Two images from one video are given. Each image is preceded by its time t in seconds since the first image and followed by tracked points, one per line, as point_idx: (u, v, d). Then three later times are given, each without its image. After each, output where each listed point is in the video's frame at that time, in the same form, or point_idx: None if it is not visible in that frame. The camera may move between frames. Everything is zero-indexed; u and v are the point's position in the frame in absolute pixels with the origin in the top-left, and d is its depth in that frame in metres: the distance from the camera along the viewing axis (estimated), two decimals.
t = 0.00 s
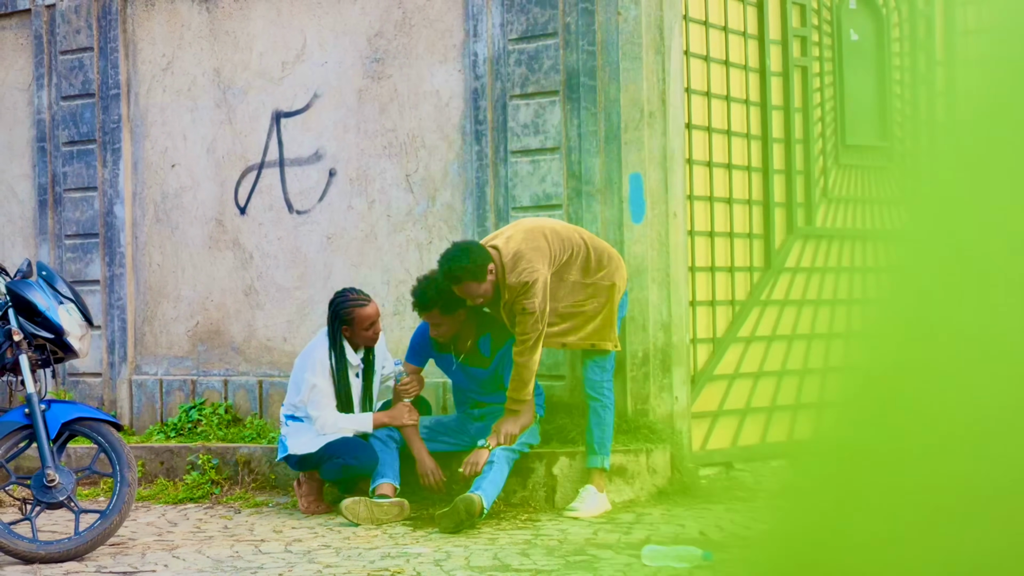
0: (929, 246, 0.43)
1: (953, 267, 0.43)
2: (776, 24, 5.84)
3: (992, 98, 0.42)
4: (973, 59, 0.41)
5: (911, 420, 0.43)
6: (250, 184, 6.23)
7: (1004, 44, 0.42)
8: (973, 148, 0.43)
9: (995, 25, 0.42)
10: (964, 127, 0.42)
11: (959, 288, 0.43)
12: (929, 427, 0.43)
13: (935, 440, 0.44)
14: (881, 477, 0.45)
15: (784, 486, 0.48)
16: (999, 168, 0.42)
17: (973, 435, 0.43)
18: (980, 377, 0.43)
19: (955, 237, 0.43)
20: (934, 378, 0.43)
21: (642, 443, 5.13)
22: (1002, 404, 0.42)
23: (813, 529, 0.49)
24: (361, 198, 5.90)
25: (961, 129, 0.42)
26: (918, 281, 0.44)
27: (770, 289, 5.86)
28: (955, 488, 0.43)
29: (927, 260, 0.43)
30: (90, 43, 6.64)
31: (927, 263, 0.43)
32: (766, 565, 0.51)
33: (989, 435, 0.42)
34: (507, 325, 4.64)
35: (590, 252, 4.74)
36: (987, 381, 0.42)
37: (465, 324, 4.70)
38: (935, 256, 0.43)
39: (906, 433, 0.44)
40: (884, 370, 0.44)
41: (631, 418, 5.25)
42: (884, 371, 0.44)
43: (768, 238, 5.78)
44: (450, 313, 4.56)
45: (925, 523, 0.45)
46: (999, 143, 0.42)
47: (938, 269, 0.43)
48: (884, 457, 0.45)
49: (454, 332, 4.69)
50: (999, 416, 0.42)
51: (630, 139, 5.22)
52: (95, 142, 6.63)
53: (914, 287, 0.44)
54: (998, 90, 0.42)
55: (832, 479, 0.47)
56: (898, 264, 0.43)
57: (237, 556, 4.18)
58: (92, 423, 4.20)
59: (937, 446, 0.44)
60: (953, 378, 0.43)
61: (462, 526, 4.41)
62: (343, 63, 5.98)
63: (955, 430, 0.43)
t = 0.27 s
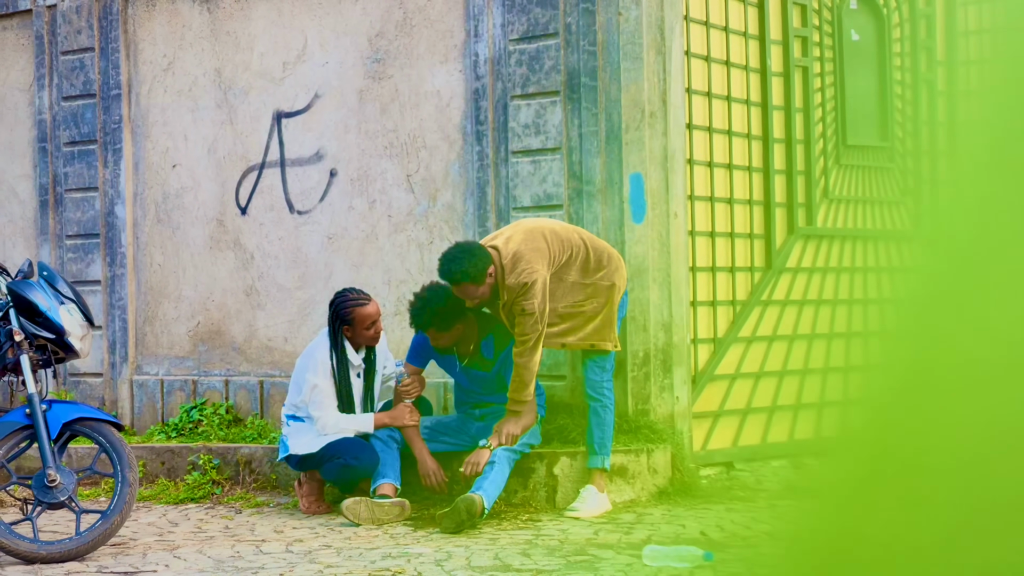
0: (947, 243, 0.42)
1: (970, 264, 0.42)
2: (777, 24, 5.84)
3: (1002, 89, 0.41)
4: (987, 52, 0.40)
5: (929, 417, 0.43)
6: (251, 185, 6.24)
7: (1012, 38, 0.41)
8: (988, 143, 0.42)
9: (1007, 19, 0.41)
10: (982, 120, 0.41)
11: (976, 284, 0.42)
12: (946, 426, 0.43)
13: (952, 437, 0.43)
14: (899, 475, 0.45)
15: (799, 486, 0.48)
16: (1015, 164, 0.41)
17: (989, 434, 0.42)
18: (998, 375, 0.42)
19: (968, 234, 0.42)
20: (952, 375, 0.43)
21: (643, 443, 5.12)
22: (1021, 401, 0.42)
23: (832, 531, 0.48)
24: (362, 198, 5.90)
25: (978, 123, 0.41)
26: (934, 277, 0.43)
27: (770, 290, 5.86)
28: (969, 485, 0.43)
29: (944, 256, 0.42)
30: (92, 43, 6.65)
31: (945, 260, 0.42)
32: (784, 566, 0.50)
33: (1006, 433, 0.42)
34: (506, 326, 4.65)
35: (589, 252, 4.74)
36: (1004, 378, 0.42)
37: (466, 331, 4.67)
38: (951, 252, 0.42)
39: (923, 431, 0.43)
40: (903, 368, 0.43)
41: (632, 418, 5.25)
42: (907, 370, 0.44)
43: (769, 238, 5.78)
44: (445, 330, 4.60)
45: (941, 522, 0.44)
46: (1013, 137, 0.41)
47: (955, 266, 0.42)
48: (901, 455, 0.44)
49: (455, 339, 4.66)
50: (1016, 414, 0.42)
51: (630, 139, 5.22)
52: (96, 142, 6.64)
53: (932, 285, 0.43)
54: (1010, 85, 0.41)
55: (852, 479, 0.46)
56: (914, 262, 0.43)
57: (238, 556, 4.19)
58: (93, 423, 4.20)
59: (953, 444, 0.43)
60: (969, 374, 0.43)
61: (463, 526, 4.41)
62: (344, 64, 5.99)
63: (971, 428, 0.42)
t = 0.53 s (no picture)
0: (948, 248, 0.42)
1: (970, 271, 0.42)
2: (778, 24, 5.84)
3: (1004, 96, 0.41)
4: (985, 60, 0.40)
5: (926, 426, 0.43)
6: (252, 185, 6.24)
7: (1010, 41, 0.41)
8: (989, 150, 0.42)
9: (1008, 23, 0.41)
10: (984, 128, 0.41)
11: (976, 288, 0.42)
12: (948, 430, 0.43)
13: (948, 443, 0.43)
14: (899, 479, 0.45)
15: (802, 488, 0.48)
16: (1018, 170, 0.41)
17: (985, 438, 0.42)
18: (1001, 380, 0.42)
19: (969, 239, 0.42)
20: (950, 383, 0.43)
21: (643, 442, 5.12)
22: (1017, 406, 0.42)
23: (836, 532, 0.48)
24: (362, 198, 5.89)
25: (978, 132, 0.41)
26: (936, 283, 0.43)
27: (771, 289, 5.86)
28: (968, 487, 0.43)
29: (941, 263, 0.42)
30: (92, 43, 6.65)
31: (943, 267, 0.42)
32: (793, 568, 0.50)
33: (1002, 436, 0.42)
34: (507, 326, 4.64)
35: (589, 252, 4.74)
36: (1004, 383, 0.42)
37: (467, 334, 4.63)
38: (953, 257, 0.42)
39: (922, 438, 0.43)
40: (909, 376, 0.43)
41: (633, 418, 5.25)
42: (908, 375, 0.43)
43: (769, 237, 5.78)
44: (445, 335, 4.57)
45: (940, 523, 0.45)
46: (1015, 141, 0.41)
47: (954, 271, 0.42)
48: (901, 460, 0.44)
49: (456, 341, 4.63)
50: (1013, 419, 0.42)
51: (631, 139, 5.22)
52: (97, 142, 6.63)
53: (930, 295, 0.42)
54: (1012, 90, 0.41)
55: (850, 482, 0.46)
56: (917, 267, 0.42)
57: (239, 556, 4.19)
58: (94, 423, 4.20)
59: (950, 449, 0.43)
60: (968, 382, 0.42)
61: (464, 526, 4.41)
62: (344, 64, 5.99)
63: (971, 433, 0.43)
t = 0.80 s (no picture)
0: (951, 253, 0.42)
1: (972, 276, 0.42)
2: (777, 23, 5.84)
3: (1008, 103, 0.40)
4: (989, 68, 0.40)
5: (925, 432, 0.43)
6: (252, 184, 6.24)
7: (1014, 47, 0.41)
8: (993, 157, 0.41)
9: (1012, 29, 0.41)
10: (988, 132, 0.41)
11: (978, 294, 0.42)
12: (947, 432, 0.43)
13: (946, 448, 0.43)
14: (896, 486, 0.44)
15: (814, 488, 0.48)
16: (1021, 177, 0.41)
17: (985, 443, 0.42)
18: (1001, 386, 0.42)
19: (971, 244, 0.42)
20: (950, 387, 0.43)
21: (643, 442, 5.12)
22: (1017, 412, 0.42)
23: (835, 537, 0.48)
24: (362, 198, 5.90)
25: (982, 139, 0.41)
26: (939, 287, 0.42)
27: (771, 289, 5.86)
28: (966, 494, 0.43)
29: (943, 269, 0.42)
30: (92, 43, 6.64)
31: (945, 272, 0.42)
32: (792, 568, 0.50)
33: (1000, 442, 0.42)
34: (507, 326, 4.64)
35: (589, 252, 4.74)
36: (1008, 388, 0.42)
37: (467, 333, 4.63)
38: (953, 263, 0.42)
39: (921, 443, 0.43)
40: (912, 379, 0.43)
41: (633, 417, 5.25)
42: (908, 380, 0.43)
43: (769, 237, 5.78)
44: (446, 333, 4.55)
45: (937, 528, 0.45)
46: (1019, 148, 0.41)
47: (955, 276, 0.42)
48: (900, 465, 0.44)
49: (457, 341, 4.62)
50: (1012, 425, 0.42)
51: (631, 139, 5.22)
52: (96, 142, 6.63)
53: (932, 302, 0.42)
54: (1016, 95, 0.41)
55: (847, 487, 0.46)
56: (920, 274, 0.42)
57: (239, 555, 4.19)
58: (94, 423, 4.20)
59: (949, 454, 0.43)
60: (970, 388, 0.42)
61: (464, 526, 4.41)
62: (344, 63, 5.99)
63: (969, 438, 0.42)
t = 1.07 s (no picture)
0: (944, 244, 0.42)
1: (966, 268, 0.42)
2: (776, 23, 5.84)
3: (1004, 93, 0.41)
4: (984, 56, 0.40)
5: (919, 425, 0.43)
6: (251, 184, 6.24)
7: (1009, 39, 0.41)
8: (987, 148, 0.42)
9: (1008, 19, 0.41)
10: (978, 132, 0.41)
11: (972, 285, 0.42)
12: (941, 426, 0.43)
13: (938, 443, 0.43)
14: (891, 481, 0.45)
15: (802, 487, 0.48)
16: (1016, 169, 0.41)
17: (978, 437, 0.42)
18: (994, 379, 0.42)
19: (964, 236, 0.42)
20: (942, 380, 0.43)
21: (642, 442, 5.12)
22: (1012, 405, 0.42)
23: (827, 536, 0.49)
24: (362, 198, 5.91)
25: (977, 130, 0.41)
26: (932, 278, 0.43)
27: (770, 288, 5.86)
28: (959, 491, 0.43)
29: (936, 259, 0.42)
30: (91, 42, 6.64)
31: (939, 264, 0.42)
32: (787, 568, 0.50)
33: (992, 437, 0.42)
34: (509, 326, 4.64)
35: (592, 252, 4.75)
36: (1003, 388, 0.42)
37: (467, 333, 4.63)
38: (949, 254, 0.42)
39: (916, 437, 0.43)
40: (902, 377, 0.43)
41: (632, 417, 5.25)
42: (902, 372, 0.43)
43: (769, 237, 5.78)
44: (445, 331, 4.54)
45: (931, 524, 0.45)
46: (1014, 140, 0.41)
47: (949, 268, 0.42)
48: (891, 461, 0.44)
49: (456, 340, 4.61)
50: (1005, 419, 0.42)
51: (630, 138, 5.22)
52: (96, 142, 6.63)
53: (924, 291, 0.42)
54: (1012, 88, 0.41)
55: (843, 484, 0.46)
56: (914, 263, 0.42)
57: (238, 555, 4.19)
58: (93, 422, 4.20)
59: (941, 451, 0.43)
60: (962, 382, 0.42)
61: (464, 525, 4.41)
62: (343, 63, 5.99)
63: (961, 435, 0.43)
